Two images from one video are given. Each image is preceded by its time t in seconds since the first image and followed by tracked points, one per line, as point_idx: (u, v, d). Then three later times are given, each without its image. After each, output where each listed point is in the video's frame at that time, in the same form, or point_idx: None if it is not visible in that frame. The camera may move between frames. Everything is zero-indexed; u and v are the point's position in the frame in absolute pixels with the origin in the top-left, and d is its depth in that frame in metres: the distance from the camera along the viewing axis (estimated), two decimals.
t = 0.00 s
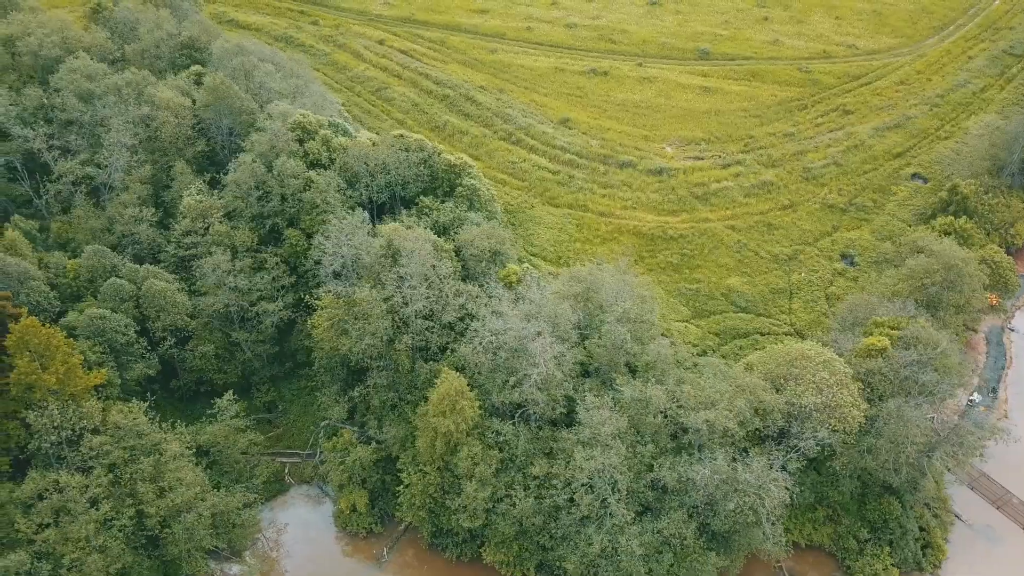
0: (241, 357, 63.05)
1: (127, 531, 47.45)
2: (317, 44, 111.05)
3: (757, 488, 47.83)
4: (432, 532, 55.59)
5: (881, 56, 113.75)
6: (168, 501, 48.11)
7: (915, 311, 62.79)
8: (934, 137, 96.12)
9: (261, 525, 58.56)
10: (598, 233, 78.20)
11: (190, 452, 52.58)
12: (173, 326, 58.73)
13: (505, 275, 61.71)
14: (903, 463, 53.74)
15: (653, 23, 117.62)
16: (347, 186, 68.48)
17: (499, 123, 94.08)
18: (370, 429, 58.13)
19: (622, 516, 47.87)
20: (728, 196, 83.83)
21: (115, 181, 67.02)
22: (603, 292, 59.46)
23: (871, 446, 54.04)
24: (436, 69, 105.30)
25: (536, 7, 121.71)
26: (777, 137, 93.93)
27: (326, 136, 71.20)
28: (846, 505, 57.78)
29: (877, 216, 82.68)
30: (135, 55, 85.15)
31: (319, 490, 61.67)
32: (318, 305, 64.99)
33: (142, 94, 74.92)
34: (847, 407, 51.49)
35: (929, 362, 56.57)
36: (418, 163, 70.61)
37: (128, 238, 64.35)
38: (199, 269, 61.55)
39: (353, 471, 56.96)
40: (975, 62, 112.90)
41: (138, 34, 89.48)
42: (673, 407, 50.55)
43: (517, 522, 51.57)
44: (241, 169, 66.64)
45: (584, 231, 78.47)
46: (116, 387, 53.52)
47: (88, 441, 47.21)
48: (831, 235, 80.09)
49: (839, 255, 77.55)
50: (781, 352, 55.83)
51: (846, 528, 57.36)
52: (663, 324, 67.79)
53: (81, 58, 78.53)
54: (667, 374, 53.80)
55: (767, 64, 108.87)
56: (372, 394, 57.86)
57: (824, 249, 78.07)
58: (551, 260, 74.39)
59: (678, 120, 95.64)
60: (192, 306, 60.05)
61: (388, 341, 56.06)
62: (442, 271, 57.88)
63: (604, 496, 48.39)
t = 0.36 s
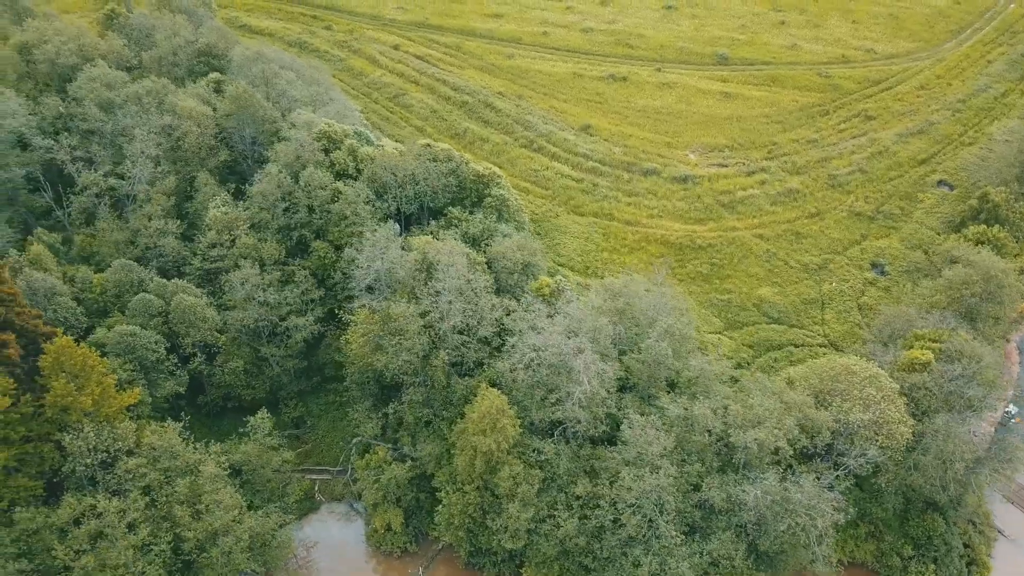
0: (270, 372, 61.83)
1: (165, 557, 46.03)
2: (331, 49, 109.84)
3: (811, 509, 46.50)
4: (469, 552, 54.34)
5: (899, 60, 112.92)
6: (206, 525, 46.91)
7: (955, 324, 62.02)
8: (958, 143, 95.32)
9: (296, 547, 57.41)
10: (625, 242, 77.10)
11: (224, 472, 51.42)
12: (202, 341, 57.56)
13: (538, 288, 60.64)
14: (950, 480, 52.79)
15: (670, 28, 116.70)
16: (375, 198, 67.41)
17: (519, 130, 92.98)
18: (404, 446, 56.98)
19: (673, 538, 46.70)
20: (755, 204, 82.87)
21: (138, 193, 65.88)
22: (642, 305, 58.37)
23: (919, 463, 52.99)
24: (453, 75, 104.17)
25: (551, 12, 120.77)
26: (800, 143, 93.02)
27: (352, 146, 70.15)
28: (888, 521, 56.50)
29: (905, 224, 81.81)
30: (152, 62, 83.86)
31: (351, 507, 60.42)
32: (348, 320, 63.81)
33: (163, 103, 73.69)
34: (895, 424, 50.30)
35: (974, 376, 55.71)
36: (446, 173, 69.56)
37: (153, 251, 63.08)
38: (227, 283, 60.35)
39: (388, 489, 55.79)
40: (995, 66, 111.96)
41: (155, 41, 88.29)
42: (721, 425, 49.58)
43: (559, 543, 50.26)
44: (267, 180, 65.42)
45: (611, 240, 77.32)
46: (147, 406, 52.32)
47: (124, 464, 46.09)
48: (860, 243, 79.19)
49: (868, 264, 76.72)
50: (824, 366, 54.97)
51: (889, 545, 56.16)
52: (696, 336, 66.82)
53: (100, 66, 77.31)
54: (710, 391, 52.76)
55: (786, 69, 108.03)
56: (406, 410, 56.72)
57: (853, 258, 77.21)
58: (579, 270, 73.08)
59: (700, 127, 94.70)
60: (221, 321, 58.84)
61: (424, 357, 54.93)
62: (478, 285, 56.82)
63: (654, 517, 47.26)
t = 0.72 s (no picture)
0: (300, 388, 60.60)
1: None
2: (345, 55, 108.58)
3: (868, 532, 45.14)
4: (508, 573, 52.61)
5: (917, 64, 112.12)
6: (244, 550, 45.52)
7: (995, 336, 61.35)
8: (981, 148, 94.56)
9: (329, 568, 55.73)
10: (653, 252, 76.04)
11: (260, 492, 50.35)
12: (232, 358, 56.30)
13: (573, 302, 59.60)
14: (1000, 497, 51.70)
15: (685, 32, 115.87)
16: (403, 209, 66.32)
17: (540, 138, 91.89)
18: (439, 464, 55.79)
19: (724, 562, 45.32)
20: (781, 212, 81.89)
21: (161, 204, 64.39)
22: (681, 320, 57.39)
23: (970, 480, 51.78)
24: (470, 81, 103.06)
25: (565, 16, 119.88)
26: (823, 150, 92.13)
27: (378, 156, 69.07)
28: (932, 538, 54.78)
29: (933, 232, 80.96)
30: (169, 70, 82.61)
31: (383, 525, 58.67)
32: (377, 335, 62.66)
33: (184, 113, 72.48)
34: (946, 441, 49.35)
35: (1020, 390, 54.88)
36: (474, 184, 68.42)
37: (178, 264, 61.75)
38: (256, 298, 59.17)
39: (424, 509, 54.44)
40: (1014, 70, 111.26)
41: (170, 49, 87.07)
42: (770, 444, 48.83)
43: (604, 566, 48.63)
44: (294, 192, 64.35)
45: (638, 249, 76.25)
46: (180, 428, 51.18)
47: (161, 488, 44.95)
48: (889, 252, 78.32)
49: (899, 273, 75.90)
50: (869, 381, 54.11)
51: (935, 562, 54.49)
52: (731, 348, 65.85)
53: (118, 75, 76.15)
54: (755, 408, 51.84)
55: (804, 74, 107.23)
56: (442, 427, 55.52)
57: (883, 267, 76.35)
58: (607, 281, 71.95)
59: (722, 133, 93.78)
60: (252, 337, 57.66)
61: (460, 374, 53.82)
62: (514, 300, 55.78)
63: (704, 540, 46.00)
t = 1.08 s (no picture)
0: (327, 403, 59.46)
1: None
2: (358, 60, 107.47)
3: (920, 552, 44.12)
4: None
5: (933, 68, 111.53)
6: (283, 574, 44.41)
7: None
8: (1001, 153, 93.97)
9: None
10: (678, 261, 75.20)
11: (295, 512, 49.26)
12: (261, 375, 55.15)
13: (605, 315, 58.63)
14: None
15: (699, 36, 115.16)
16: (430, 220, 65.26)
17: (558, 144, 90.96)
18: (473, 482, 54.62)
19: None
20: (805, 220, 81.14)
21: (184, 215, 63.29)
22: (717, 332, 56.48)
23: (1017, 496, 50.47)
24: (485, 86, 102.11)
25: (578, 20, 118.99)
26: (843, 155, 91.42)
27: (402, 166, 68.07)
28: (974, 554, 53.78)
29: (959, 239, 80.35)
30: (185, 78, 81.44)
31: (413, 542, 57.06)
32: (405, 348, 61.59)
33: (203, 122, 71.37)
34: (993, 456, 48.32)
35: None
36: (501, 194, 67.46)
37: (203, 278, 60.66)
38: (284, 312, 58.07)
39: (458, 527, 53.23)
40: None
41: (185, 55, 85.87)
42: (820, 462, 47.89)
43: None
44: (319, 203, 63.39)
45: (663, 258, 75.38)
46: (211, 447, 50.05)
47: (197, 511, 43.57)
48: (915, 260, 77.63)
49: (926, 282, 75.24)
50: (909, 394, 53.26)
51: None
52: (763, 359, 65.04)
53: (135, 84, 75.10)
54: (798, 424, 50.94)
55: (821, 78, 106.57)
56: (475, 443, 54.38)
57: (910, 275, 75.64)
58: (634, 291, 70.99)
59: (741, 139, 93.00)
60: (281, 352, 56.53)
61: (496, 389, 52.77)
62: (549, 313, 54.79)
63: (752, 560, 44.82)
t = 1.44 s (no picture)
0: (360, 420, 58.01)
1: None
2: (372, 66, 106.29)
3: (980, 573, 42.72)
4: None
5: (950, 72, 110.93)
6: None
7: None
8: None
9: None
10: (708, 271, 74.31)
11: (336, 535, 48.15)
12: (296, 393, 53.96)
13: (643, 329, 57.61)
14: None
15: (715, 41, 114.39)
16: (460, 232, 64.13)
17: (579, 152, 89.96)
18: (511, 501, 53.17)
19: None
20: (832, 227, 80.35)
21: (210, 228, 61.95)
22: (758, 346, 55.64)
23: None
24: (502, 93, 101.10)
25: (592, 25, 118.17)
26: (866, 162, 90.68)
27: (430, 178, 67.09)
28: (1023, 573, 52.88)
29: (987, 247, 79.84)
30: (203, 87, 80.19)
31: (449, 562, 54.74)
32: (438, 363, 60.39)
33: (225, 132, 70.17)
34: None
35: None
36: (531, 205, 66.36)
37: (232, 292, 59.47)
38: (316, 328, 56.86)
39: (498, 548, 51.82)
40: None
41: (201, 62, 84.60)
42: (873, 480, 46.97)
43: None
44: (349, 216, 62.37)
45: (692, 268, 74.46)
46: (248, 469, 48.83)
47: (240, 537, 42.34)
48: (945, 268, 76.97)
49: (957, 290, 74.55)
50: (955, 408, 52.57)
51: None
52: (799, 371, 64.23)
53: (154, 93, 73.81)
54: (844, 441, 50.08)
55: (839, 83, 105.89)
56: (514, 461, 53.17)
57: (941, 284, 74.95)
58: (665, 302, 69.96)
59: (763, 146, 92.22)
60: (315, 370, 55.34)
61: (537, 407, 51.58)
62: (589, 328, 53.64)
63: None
